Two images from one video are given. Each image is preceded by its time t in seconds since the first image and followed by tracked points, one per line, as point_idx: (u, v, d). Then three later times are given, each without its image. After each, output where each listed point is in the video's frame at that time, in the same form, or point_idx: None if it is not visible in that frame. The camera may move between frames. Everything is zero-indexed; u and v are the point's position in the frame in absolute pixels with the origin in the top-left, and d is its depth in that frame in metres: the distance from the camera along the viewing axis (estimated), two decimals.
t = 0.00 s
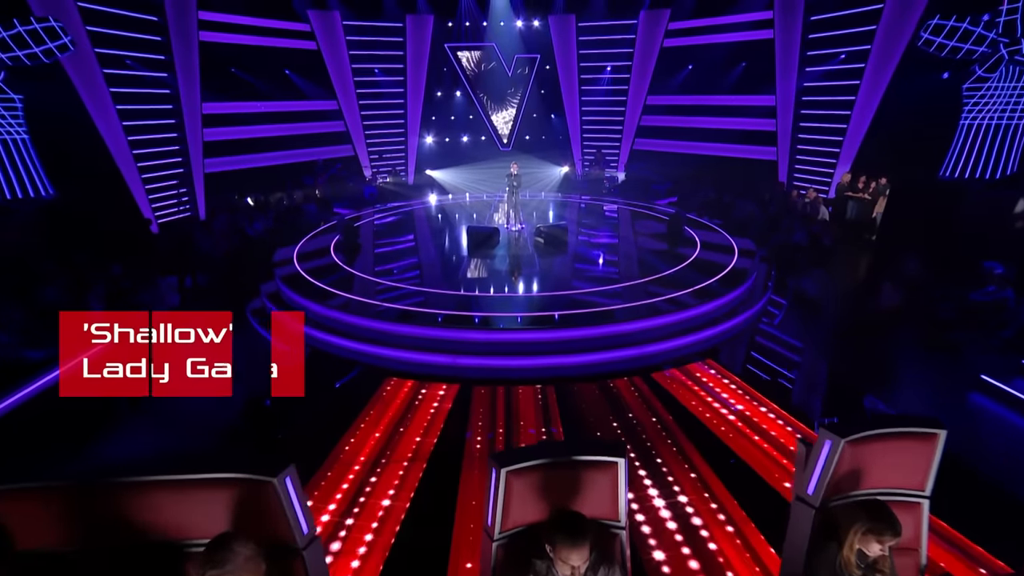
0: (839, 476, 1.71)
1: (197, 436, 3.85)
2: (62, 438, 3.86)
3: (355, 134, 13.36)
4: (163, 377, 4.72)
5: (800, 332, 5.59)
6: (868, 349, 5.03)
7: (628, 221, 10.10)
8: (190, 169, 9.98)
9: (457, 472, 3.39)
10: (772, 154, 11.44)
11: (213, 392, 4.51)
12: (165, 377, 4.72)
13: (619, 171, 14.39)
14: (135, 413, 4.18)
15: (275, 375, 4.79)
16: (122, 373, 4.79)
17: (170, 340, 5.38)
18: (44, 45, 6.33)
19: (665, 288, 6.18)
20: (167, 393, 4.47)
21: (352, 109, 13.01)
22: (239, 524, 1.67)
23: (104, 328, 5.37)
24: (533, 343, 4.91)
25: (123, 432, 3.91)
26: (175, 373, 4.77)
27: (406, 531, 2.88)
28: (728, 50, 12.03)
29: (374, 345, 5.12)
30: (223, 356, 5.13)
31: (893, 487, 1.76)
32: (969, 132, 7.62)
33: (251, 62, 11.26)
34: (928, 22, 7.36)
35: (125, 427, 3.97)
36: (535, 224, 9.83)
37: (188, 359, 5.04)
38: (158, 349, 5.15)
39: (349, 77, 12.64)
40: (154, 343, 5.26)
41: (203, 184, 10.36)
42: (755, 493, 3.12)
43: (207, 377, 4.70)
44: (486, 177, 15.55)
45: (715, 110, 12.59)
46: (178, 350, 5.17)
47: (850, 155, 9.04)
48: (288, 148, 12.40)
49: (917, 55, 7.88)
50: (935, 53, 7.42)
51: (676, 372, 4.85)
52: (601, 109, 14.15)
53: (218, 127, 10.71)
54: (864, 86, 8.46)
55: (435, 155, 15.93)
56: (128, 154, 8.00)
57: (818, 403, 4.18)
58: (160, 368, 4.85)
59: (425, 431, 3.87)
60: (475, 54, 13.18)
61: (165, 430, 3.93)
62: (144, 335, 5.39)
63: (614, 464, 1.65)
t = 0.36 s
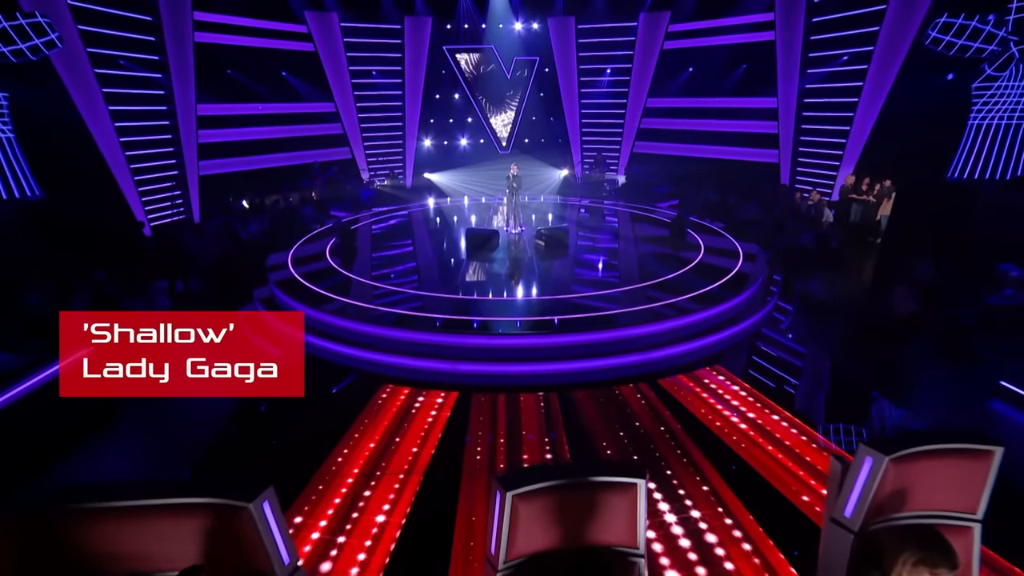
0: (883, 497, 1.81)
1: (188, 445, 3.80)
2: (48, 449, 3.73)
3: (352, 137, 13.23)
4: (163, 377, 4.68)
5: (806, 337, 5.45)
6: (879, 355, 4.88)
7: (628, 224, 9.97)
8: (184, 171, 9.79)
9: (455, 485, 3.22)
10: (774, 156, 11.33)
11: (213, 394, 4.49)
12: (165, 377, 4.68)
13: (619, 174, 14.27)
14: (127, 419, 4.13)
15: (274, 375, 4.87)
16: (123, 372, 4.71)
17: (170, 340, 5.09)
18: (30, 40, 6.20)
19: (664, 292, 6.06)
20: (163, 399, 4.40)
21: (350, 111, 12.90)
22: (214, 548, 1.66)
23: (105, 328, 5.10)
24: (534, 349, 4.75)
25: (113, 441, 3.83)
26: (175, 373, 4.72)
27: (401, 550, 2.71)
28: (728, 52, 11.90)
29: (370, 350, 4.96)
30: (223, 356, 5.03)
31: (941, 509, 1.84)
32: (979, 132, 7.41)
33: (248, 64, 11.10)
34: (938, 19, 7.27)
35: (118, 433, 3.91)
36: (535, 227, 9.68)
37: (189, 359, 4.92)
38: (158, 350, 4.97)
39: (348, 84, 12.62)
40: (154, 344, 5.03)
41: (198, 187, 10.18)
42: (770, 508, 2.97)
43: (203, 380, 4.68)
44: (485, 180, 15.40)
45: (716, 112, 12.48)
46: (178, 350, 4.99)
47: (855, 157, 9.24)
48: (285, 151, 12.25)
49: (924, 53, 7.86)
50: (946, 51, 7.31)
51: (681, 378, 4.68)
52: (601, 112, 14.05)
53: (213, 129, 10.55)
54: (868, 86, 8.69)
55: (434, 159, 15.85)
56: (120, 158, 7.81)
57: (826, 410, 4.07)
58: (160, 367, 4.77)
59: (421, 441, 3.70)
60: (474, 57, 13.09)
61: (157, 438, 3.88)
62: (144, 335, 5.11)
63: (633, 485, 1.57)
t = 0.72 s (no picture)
0: (940, 522, 1.71)
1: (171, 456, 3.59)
2: (37, 455, 3.61)
3: (350, 139, 13.09)
4: (163, 377, 4.62)
5: (815, 341, 5.30)
6: (894, 361, 4.72)
7: (630, 227, 9.85)
8: (179, 173, 9.64)
9: (455, 500, 3.05)
10: (776, 159, 11.21)
11: (211, 393, 4.43)
12: (165, 377, 4.62)
13: (620, 177, 14.18)
14: (107, 429, 3.91)
15: (274, 375, 4.78)
16: (123, 373, 4.66)
17: (171, 341, 5.08)
18: (16, 37, 6.19)
19: (667, 297, 5.90)
20: (159, 401, 4.33)
21: (348, 114, 12.79)
22: None
23: (105, 328, 5.10)
24: (536, 354, 4.60)
25: (98, 451, 3.65)
26: (175, 373, 4.67)
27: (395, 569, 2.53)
28: (729, 54, 11.77)
29: (367, 357, 4.79)
30: (223, 356, 5.00)
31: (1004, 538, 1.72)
32: (990, 132, 7.19)
33: (245, 65, 10.97)
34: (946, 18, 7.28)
35: (97, 447, 3.69)
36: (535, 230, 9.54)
37: (188, 359, 4.89)
38: (158, 350, 4.93)
39: (347, 86, 12.52)
40: (154, 344, 5.00)
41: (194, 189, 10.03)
42: (791, 528, 2.80)
43: (198, 384, 4.57)
44: (484, 183, 15.29)
45: (718, 115, 12.37)
46: (177, 349, 4.97)
47: (859, 159, 9.12)
48: (282, 153, 12.12)
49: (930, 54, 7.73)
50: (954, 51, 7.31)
51: (690, 386, 4.48)
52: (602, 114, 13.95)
53: (209, 131, 10.40)
54: (871, 89, 8.59)
55: (434, 162, 15.72)
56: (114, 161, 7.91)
57: (835, 417, 3.94)
58: (160, 367, 4.72)
59: (419, 453, 3.52)
60: (474, 59, 13.03)
61: (139, 451, 3.65)
62: (144, 335, 5.09)
63: (661, 512, 1.45)
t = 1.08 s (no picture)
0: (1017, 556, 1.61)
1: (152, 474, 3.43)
2: (35, 455, 3.61)
3: (348, 142, 12.95)
4: (163, 376, 4.64)
5: (826, 347, 5.16)
6: (909, 368, 4.57)
7: (631, 230, 9.72)
8: (174, 175, 9.47)
9: (456, 518, 2.87)
10: (778, 162, 11.12)
11: (211, 392, 4.49)
12: (165, 376, 4.65)
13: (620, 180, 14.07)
14: (89, 443, 3.77)
15: (274, 375, 4.83)
16: (123, 372, 4.67)
17: (170, 341, 5.07)
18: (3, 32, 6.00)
19: (669, 302, 5.66)
20: (150, 410, 4.22)
21: (346, 115, 12.61)
22: None
23: (105, 328, 5.11)
24: (539, 361, 4.39)
25: (84, 466, 3.51)
26: (175, 373, 4.70)
27: None
28: (731, 56, 11.68)
29: (363, 364, 4.61)
30: (223, 356, 5.07)
31: None
32: (1000, 133, 6.93)
33: (241, 67, 10.82)
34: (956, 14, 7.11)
35: (74, 466, 3.52)
36: (536, 233, 9.38)
37: (188, 359, 4.94)
38: (157, 350, 4.94)
39: (344, 87, 12.33)
40: (154, 344, 5.00)
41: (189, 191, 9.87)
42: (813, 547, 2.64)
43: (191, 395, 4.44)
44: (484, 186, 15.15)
45: (719, 117, 12.26)
46: (175, 349, 5.00)
47: (862, 162, 9.03)
48: (278, 156, 11.98)
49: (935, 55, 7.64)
50: (963, 49, 7.15)
51: (699, 394, 4.30)
52: (603, 117, 13.83)
53: (204, 133, 10.24)
54: (875, 90, 8.51)
55: (431, 164, 15.44)
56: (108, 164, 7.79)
57: (847, 424, 3.82)
58: (160, 367, 4.74)
59: (418, 465, 3.35)
60: (473, 62, 12.91)
61: (124, 465, 3.51)
62: (144, 335, 5.08)
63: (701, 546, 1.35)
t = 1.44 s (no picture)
0: None
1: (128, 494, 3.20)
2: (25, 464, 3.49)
3: (344, 144, 12.79)
4: (163, 377, 4.68)
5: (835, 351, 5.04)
6: (922, 376, 4.44)
7: (632, 233, 9.60)
8: (167, 179, 9.29)
9: (460, 538, 2.69)
10: (778, 165, 11.03)
11: (210, 392, 4.52)
12: (165, 377, 4.68)
13: (619, 183, 13.98)
14: (71, 456, 3.60)
15: (274, 375, 4.78)
16: (123, 373, 4.69)
17: (171, 341, 5.09)
18: None
19: (671, 308, 5.43)
20: (136, 423, 4.02)
21: (342, 117, 12.45)
22: None
23: (105, 327, 5.01)
24: (540, 370, 4.18)
25: (63, 482, 3.34)
26: (175, 373, 4.74)
27: None
28: (730, 59, 11.60)
29: (358, 372, 4.43)
30: (223, 356, 5.10)
31: None
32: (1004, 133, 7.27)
33: (236, 69, 10.67)
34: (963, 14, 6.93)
35: (52, 483, 3.33)
36: (536, 236, 9.23)
37: (188, 359, 4.98)
38: (157, 350, 4.98)
39: (341, 90, 12.19)
40: (154, 344, 5.01)
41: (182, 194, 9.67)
42: (844, 568, 2.46)
43: (179, 408, 4.25)
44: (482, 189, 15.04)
45: (719, 121, 12.19)
46: (176, 349, 5.03)
47: (864, 165, 8.95)
48: (273, 159, 11.81)
49: (939, 58, 7.57)
50: (971, 49, 6.99)
51: (708, 401, 4.15)
52: (602, 119, 13.75)
53: (197, 135, 10.06)
54: (877, 92, 8.39)
55: (428, 167, 15.35)
56: (98, 167, 7.62)
57: (858, 432, 3.71)
58: (160, 368, 4.79)
59: (418, 479, 3.17)
60: (471, 65, 12.81)
61: (106, 480, 3.34)
62: (144, 335, 5.07)
63: None
